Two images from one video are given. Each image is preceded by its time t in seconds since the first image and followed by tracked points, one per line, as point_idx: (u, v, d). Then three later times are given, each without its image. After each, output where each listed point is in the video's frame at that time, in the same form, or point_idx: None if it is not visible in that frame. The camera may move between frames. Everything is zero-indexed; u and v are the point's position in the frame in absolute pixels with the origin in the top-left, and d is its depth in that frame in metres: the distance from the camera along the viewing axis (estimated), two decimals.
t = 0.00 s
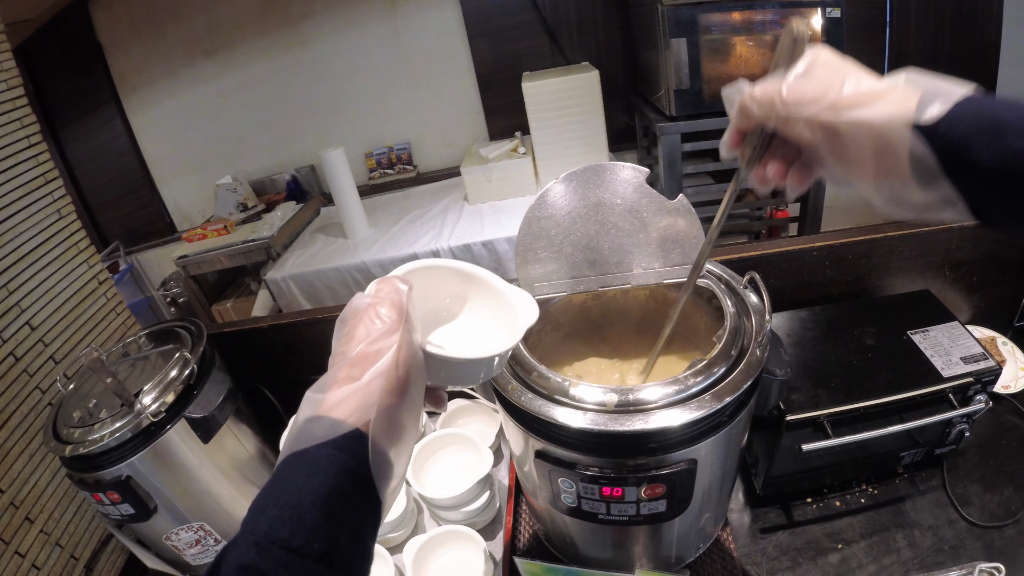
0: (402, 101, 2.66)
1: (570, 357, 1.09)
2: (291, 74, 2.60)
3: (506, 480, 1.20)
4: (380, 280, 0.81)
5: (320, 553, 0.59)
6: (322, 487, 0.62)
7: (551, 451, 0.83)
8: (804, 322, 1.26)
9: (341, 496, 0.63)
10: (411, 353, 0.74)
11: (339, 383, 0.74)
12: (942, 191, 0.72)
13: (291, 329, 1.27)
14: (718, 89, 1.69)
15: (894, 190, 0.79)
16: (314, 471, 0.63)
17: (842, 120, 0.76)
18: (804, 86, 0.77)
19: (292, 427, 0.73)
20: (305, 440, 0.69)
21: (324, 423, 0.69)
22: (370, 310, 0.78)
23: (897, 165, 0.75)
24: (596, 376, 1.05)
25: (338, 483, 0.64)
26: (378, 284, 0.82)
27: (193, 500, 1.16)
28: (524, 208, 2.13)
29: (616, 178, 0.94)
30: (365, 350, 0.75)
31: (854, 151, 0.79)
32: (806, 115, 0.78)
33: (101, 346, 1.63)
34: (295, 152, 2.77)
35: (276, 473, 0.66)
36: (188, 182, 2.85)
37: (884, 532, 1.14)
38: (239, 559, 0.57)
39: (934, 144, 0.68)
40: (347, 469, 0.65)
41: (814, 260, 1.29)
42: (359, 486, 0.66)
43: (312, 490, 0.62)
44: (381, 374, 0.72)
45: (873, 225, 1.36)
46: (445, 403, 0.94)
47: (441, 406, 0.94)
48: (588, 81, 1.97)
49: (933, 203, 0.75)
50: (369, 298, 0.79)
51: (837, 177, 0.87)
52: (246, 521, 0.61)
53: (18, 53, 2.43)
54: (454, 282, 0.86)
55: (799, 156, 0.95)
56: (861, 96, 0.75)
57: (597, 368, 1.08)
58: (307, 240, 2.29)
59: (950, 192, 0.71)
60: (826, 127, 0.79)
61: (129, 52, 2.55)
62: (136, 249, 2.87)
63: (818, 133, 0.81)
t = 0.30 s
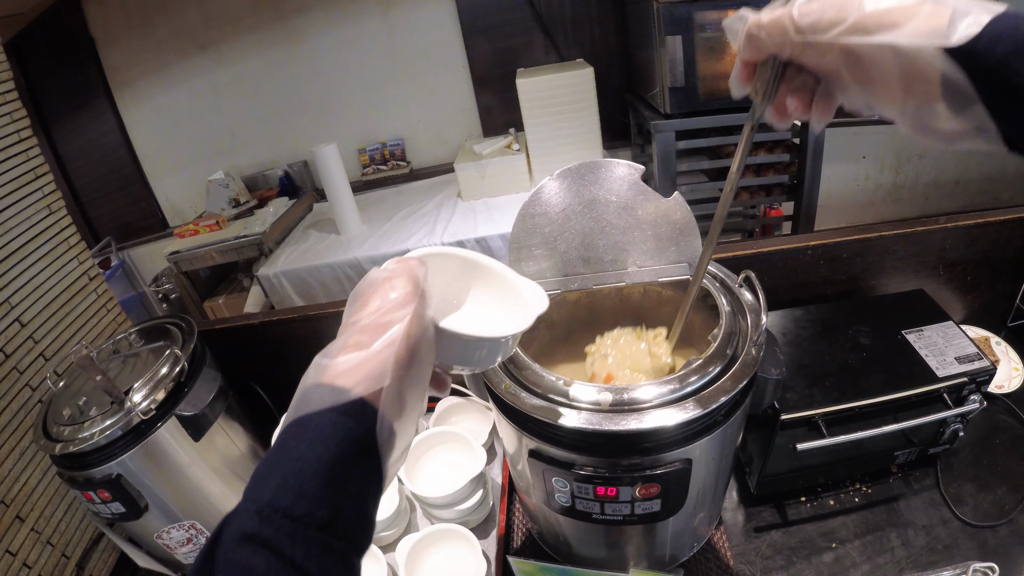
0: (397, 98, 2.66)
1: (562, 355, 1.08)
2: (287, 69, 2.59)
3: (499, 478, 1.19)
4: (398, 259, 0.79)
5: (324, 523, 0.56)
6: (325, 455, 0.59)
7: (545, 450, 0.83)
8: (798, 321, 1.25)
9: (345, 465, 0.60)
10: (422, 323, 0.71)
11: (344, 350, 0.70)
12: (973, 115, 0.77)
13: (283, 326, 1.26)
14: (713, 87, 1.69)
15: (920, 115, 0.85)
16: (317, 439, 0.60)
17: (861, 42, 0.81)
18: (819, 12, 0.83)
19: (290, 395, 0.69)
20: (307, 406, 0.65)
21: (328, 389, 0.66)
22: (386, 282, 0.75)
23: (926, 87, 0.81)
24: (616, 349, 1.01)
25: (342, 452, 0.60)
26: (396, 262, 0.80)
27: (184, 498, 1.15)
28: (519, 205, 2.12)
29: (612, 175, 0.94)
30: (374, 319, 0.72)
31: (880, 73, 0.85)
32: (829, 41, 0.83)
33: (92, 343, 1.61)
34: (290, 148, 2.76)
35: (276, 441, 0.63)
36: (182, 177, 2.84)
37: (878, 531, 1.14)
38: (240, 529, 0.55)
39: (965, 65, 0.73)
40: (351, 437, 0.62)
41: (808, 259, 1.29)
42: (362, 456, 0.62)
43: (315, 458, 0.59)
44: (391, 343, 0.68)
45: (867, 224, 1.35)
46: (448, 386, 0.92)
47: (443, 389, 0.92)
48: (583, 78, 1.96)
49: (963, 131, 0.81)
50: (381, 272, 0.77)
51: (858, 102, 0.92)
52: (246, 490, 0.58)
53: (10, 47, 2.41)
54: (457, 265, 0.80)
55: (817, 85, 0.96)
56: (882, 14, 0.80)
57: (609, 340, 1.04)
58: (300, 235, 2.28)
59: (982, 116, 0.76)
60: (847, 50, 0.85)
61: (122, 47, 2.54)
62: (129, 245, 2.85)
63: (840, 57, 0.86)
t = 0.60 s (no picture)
0: (400, 92, 2.65)
1: (568, 349, 1.08)
2: (289, 63, 2.58)
3: (501, 472, 1.19)
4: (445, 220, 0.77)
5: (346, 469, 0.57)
6: (352, 402, 0.59)
7: (547, 444, 0.83)
8: (803, 316, 1.25)
9: (370, 412, 0.59)
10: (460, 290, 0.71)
11: (382, 303, 0.70)
12: (996, 84, 0.76)
13: (285, 319, 1.26)
14: (717, 81, 1.68)
15: (941, 83, 0.83)
16: (343, 386, 0.60)
17: None
18: None
19: (321, 338, 0.69)
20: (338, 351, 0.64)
21: (359, 336, 0.65)
22: (434, 244, 0.74)
23: (949, 53, 0.80)
24: (621, 320, 0.96)
25: (368, 400, 0.60)
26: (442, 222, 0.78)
27: (186, 492, 1.15)
28: (521, 199, 2.12)
29: (615, 169, 0.96)
30: (415, 277, 0.71)
31: (900, 34, 0.81)
32: (852, 4, 0.78)
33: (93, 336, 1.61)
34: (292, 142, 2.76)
35: (303, 381, 0.63)
36: (183, 172, 2.83)
37: (881, 528, 1.13)
38: (264, 470, 0.55)
39: (991, 27, 0.75)
40: (377, 384, 0.61)
41: (813, 254, 1.28)
42: (389, 402, 0.61)
43: (340, 406, 0.58)
44: (437, 308, 0.68)
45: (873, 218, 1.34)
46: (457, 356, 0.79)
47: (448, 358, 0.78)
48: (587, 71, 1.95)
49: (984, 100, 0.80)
50: (427, 234, 0.76)
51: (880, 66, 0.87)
52: (270, 430, 0.59)
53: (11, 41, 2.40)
54: (490, 242, 0.77)
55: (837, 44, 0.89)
56: None
57: (612, 312, 0.99)
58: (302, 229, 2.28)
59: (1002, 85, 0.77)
60: (868, 9, 0.80)
61: (124, 40, 2.53)
62: (131, 239, 2.85)
63: (860, 18, 0.81)
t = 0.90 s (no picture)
0: (401, 85, 2.64)
1: (575, 340, 1.08)
2: (290, 56, 2.58)
3: (504, 465, 1.19)
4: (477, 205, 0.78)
5: (372, 428, 0.57)
6: (382, 364, 0.59)
7: (551, 438, 0.82)
8: (807, 310, 1.24)
9: (394, 375, 0.59)
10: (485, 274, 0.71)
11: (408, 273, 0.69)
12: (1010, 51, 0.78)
13: (287, 311, 1.26)
14: (721, 73, 1.67)
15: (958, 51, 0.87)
16: (372, 348, 0.59)
17: None
18: None
19: (347, 300, 0.69)
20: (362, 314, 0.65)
21: (383, 305, 0.65)
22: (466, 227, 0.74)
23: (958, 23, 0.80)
24: (632, 307, 0.98)
25: (395, 363, 0.60)
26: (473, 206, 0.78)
27: (188, 487, 1.14)
28: (522, 192, 2.11)
29: (619, 160, 0.96)
30: (444, 254, 0.70)
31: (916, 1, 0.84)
32: None
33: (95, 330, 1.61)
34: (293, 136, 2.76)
35: (327, 340, 0.62)
36: (185, 167, 2.83)
37: (884, 523, 1.13)
38: (291, 424, 0.55)
39: None
40: (404, 349, 0.61)
41: (818, 247, 1.28)
42: (413, 367, 0.62)
43: (370, 366, 0.58)
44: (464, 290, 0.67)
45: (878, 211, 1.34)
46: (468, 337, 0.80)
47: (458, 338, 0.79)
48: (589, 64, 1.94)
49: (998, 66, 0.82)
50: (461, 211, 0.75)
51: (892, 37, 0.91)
52: (296, 385, 0.58)
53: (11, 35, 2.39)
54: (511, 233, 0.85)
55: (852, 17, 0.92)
56: None
57: (622, 293, 1.01)
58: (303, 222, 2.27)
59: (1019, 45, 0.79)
60: None
61: (124, 34, 2.52)
62: (132, 234, 2.85)
63: None
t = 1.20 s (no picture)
0: (399, 80, 2.63)
1: (574, 334, 1.06)
2: (287, 51, 2.57)
3: (503, 461, 1.18)
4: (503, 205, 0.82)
5: (396, 402, 0.58)
6: (410, 338, 0.59)
7: (550, 434, 0.81)
8: (807, 305, 1.24)
9: (420, 349, 0.60)
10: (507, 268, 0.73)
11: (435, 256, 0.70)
12: None
13: (284, 307, 1.25)
14: (721, 66, 1.66)
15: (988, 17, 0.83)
16: (399, 323, 0.60)
17: None
18: None
19: (376, 277, 0.69)
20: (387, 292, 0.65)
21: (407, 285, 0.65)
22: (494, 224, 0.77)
23: None
24: (637, 283, 0.95)
25: (422, 337, 0.61)
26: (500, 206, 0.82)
27: (185, 484, 1.14)
28: (520, 186, 2.11)
29: (619, 153, 0.95)
30: (472, 244, 0.72)
31: None
32: None
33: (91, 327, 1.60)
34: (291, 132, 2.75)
35: (352, 314, 0.63)
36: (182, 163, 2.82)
37: (884, 519, 1.13)
38: (317, 395, 0.56)
39: None
40: (428, 326, 0.62)
41: (818, 242, 1.27)
42: (436, 344, 0.62)
43: (396, 342, 0.59)
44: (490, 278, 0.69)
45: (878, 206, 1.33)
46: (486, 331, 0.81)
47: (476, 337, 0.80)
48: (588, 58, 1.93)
49: None
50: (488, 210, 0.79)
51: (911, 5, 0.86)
52: (323, 356, 0.59)
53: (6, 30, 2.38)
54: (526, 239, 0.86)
55: None
56: None
57: (626, 271, 0.98)
58: (301, 217, 2.26)
59: None
60: None
61: (120, 29, 2.51)
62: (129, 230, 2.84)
63: None
